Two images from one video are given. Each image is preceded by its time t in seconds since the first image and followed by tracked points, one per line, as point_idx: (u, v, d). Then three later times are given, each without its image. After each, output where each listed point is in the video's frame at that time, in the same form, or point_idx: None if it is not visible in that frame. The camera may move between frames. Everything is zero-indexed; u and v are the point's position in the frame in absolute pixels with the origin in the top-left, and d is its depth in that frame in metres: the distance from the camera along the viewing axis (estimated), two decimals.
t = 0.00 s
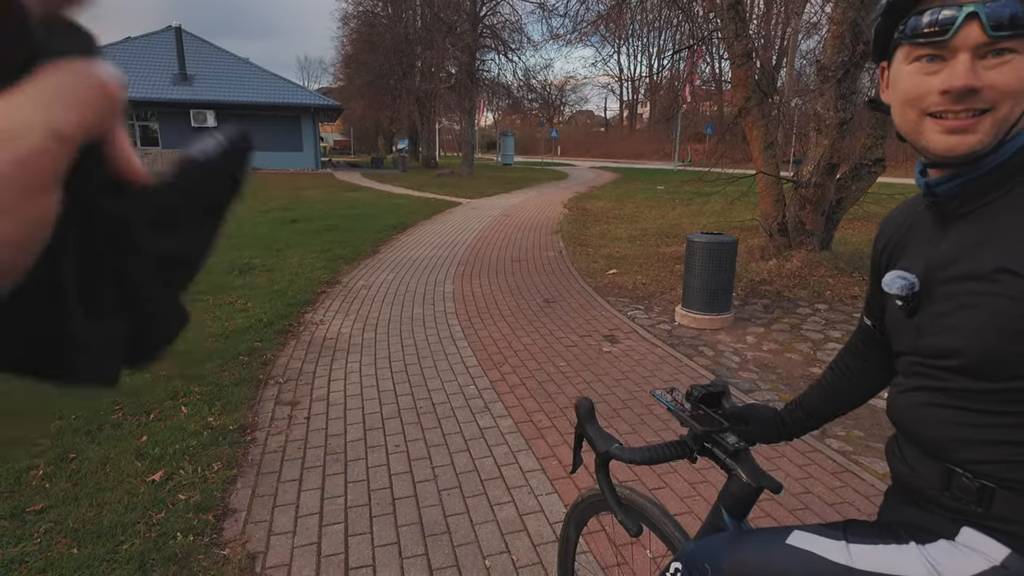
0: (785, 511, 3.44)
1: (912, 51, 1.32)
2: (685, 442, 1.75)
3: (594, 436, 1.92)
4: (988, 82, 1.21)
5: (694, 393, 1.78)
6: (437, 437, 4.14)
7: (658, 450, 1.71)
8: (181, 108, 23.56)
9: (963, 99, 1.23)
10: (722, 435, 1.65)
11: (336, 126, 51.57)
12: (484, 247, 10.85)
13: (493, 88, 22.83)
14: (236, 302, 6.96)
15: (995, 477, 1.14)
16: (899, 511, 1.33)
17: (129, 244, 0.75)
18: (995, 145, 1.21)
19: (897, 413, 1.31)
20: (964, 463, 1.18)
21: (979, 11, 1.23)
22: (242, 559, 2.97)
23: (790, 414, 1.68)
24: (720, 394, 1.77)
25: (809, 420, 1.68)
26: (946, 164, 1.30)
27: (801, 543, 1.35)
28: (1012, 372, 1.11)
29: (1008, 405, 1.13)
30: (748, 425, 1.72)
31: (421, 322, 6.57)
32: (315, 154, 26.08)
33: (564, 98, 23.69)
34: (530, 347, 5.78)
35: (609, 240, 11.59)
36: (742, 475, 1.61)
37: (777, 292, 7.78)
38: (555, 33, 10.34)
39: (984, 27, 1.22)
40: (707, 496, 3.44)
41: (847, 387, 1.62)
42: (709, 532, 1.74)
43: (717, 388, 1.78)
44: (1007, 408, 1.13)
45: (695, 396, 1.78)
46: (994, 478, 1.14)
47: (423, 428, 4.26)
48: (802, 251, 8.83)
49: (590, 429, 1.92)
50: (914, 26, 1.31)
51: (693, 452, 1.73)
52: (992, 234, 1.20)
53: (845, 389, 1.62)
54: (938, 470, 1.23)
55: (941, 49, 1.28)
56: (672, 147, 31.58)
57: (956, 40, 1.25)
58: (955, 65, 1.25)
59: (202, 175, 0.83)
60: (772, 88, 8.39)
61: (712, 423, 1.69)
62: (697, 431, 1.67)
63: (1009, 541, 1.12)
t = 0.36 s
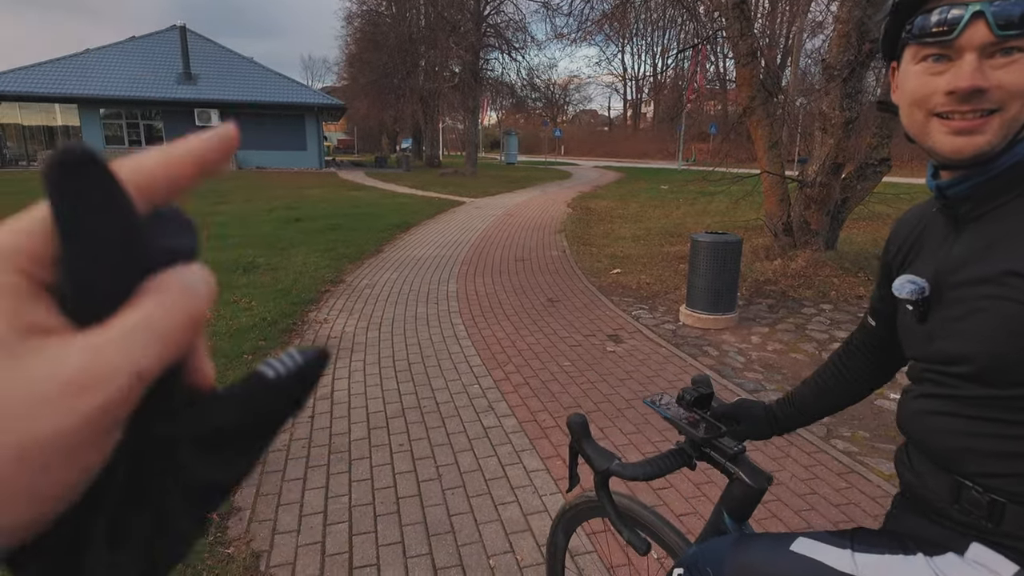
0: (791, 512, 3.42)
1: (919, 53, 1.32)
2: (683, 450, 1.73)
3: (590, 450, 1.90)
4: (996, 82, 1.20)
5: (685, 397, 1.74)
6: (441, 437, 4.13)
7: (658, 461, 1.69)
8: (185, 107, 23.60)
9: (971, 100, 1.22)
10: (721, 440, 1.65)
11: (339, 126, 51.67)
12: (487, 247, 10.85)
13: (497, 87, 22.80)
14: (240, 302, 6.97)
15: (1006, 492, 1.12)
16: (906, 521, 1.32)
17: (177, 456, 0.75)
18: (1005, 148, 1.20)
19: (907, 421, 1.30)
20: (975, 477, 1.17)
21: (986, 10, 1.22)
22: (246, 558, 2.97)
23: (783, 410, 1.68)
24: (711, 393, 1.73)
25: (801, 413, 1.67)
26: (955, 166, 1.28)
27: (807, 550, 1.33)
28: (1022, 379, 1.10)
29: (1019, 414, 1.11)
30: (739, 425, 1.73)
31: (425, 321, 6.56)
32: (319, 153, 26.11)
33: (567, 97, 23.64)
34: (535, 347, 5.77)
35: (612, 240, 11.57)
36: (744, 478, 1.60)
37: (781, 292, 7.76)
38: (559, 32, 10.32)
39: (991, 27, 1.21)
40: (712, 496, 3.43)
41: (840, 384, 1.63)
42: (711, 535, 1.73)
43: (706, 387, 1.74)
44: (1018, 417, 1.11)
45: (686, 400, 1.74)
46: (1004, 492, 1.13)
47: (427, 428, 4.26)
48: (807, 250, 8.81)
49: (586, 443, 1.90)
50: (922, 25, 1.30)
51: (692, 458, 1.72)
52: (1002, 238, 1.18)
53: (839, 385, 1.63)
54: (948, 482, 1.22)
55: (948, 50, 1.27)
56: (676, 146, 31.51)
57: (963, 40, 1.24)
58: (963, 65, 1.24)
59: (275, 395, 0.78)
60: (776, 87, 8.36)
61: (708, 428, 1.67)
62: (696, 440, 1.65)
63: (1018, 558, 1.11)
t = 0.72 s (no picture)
0: (796, 519, 3.38)
1: (938, 48, 1.28)
2: (691, 459, 1.69)
3: (593, 456, 1.87)
4: (1015, 80, 1.16)
5: (694, 405, 1.71)
6: (443, 439, 4.10)
7: (665, 471, 1.65)
8: (190, 107, 23.66)
9: (987, 97, 1.18)
10: (731, 450, 1.60)
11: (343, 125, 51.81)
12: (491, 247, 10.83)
13: (501, 87, 22.77)
14: (244, 302, 6.98)
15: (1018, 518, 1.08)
16: (910, 542, 1.27)
17: None
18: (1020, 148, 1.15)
19: (910, 438, 1.25)
20: (985, 501, 1.12)
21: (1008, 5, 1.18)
22: (246, 562, 2.95)
23: (809, 416, 1.64)
24: (722, 402, 1.69)
25: (835, 421, 1.64)
26: (969, 165, 1.24)
27: (812, 570, 1.30)
28: None
29: None
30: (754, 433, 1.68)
31: (427, 322, 6.53)
32: (323, 154, 26.13)
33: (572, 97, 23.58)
34: (538, 348, 5.74)
35: (616, 240, 11.55)
36: (754, 490, 1.56)
37: (785, 294, 7.71)
38: (563, 32, 10.31)
39: (1013, 23, 1.17)
40: (717, 502, 3.38)
41: (870, 387, 1.56)
42: (720, 548, 1.69)
43: (717, 395, 1.70)
44: None
45: (696, 408, 1.70)
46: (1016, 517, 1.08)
47: (429, 430, 4.23)
48: (812, 252, 8.76)
49: (590, 448, 1.86)
50: (943, 20, 1.26)
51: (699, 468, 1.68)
52: (1010, 242, 1.13)
53: (871, 394, 1.56)
54: (955, 504, 1.17)
55: (968, 45, 1.23)
56: (681, 147, 31.43)
57: (984, 34, 1.20)
58: (982, 61, 1.20)
59: None
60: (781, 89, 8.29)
61: (716, 437, 1.64)
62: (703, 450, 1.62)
63: None
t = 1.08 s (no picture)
0: (802, 518, 3.37)
1: (959, 38, 1.29)
2: (694, 455, 1.68)
3: (596, 452, 1.86)
4: None
5: (697, 400, 1.70)
6: (448, 438, 4.10)
7: (668, 466, 1.65)
8: (194, 106, 23.71)
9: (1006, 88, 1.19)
10: (734, 445, 1.60)
11: (346, 126, 51.86)
12: (494, 246, 10.83)
13: (504, 87, 22.77)
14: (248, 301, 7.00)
15: None
16: (920, 536, 1.27)
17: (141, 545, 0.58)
18: None
19: (922, 429, 1.25)
20: (997, 490, 1.12)
21: None
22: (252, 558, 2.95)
23: (815, 421, 1.64)
24: (727, 398, 1.68)
25: (839, 427, 1.63)
26: (986, 155, 1.25)
27: (818, 564, 1.30)
28: None
29: None
30: (760, 430, 1.67)
31: (431, 321, 6.52)
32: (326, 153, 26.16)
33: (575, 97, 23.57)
34: (542, 347, 5.74)
35: (620, 240, 11.53)
36: (757, 485, 1.55)
37: (790, 293, 7.69)
38: (567, 32, 10.30)
39: None
40: (721, 500, 3.38)
41: (879, 396, 1.56)
42: (724, 543, 1.69)
43: (721, 391, 1.69)
44: None
45: (700, 404, 1.69)
46: None
47: (434, 428, 4.23)
48: (816, 252, 8.73)
49: (593, 444, 1.86)
50: (967, 10, 1.26)
51: (703, 464, 1.67)
52: None
53: (879, 401, 1.56)
54: (966, 495, 1.17)
55: (990, 35, 1.23)
56: (684, 147, 31.39)
57: (1006, 25, 1.20)
58: (1004, 52, 1.21)
59: None
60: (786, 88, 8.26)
61: (719, 432, 1.64)
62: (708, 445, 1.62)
63: None
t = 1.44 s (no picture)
0: (812, 521, 3.35)
1: (981, 41, 1.27)
2: (710, 460, 1.67)
3: (610, 457, 1.86)
4: None
5: (713, 405, 1.70)
6: (456, 439, 4.10)
7: (683, 470, 1.64)
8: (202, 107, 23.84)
9: None
10: (750, 450, 1.59)
11: (353, 126, 51.98)
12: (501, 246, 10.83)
13: (510, 87, 22.74)
14: (256, 301, 7.02)
15: None
16: (946, 547, 1.26)
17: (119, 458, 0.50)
18: None
19: (947, 434, 1.24)
20: None
21: None
22: (261, 559, 2.96)
23: (833, 427, 1.64)
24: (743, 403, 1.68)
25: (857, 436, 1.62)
26: (1010, 154, 1.22)
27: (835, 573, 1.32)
28: None
29: None
30: (776, 435, 1.68)
31: (438, 322, 6.53)
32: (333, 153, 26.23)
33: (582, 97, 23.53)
34: (550, 348, 5.73)
35: (627, 240, 11.51)
36: (773, 490, 1.54)
37: (799, 294, 7.64)
38: (573, 32, 10.27)
39: None
40: (732, 503, 3.36)
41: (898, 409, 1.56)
42: (740, 550, 1.68)
43: (738, 396, 1.69)
44: None
45: (716, 408, 1.69)
46: None
47: (441, 429, 4.24)
48: (825, 252, 8.68)
49: (607, 450, 1.86)
50: (990, 15, 1.25)
51: (719, 470, 1.66)
52: None
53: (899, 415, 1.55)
54: (993, 500, 1.15)
55: (1012, 36, 1.22)
56: (691, 147, 31.28)
57: None
58: None
59: None
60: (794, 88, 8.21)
61: (735, 437, 1.63)
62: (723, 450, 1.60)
63: None
